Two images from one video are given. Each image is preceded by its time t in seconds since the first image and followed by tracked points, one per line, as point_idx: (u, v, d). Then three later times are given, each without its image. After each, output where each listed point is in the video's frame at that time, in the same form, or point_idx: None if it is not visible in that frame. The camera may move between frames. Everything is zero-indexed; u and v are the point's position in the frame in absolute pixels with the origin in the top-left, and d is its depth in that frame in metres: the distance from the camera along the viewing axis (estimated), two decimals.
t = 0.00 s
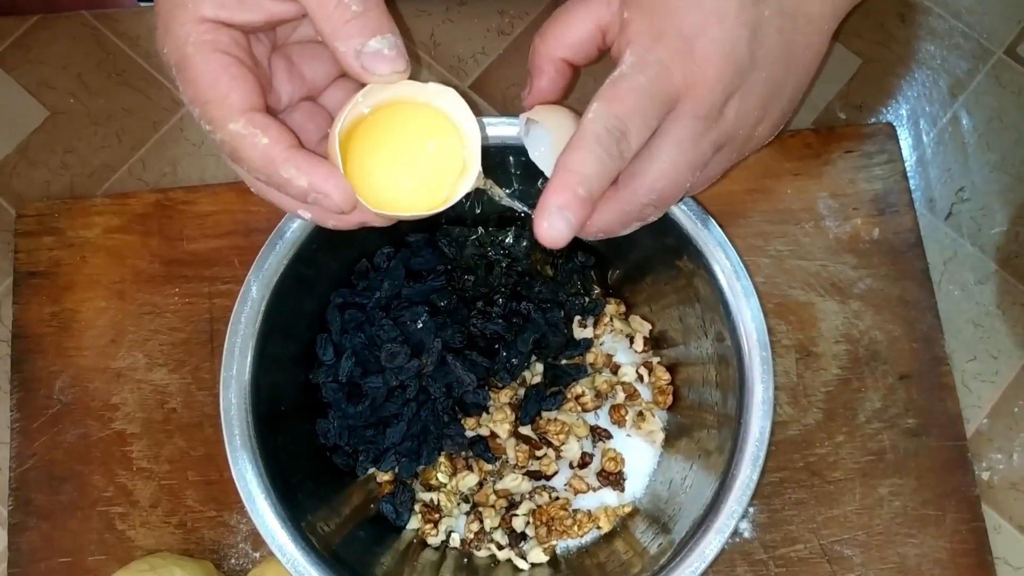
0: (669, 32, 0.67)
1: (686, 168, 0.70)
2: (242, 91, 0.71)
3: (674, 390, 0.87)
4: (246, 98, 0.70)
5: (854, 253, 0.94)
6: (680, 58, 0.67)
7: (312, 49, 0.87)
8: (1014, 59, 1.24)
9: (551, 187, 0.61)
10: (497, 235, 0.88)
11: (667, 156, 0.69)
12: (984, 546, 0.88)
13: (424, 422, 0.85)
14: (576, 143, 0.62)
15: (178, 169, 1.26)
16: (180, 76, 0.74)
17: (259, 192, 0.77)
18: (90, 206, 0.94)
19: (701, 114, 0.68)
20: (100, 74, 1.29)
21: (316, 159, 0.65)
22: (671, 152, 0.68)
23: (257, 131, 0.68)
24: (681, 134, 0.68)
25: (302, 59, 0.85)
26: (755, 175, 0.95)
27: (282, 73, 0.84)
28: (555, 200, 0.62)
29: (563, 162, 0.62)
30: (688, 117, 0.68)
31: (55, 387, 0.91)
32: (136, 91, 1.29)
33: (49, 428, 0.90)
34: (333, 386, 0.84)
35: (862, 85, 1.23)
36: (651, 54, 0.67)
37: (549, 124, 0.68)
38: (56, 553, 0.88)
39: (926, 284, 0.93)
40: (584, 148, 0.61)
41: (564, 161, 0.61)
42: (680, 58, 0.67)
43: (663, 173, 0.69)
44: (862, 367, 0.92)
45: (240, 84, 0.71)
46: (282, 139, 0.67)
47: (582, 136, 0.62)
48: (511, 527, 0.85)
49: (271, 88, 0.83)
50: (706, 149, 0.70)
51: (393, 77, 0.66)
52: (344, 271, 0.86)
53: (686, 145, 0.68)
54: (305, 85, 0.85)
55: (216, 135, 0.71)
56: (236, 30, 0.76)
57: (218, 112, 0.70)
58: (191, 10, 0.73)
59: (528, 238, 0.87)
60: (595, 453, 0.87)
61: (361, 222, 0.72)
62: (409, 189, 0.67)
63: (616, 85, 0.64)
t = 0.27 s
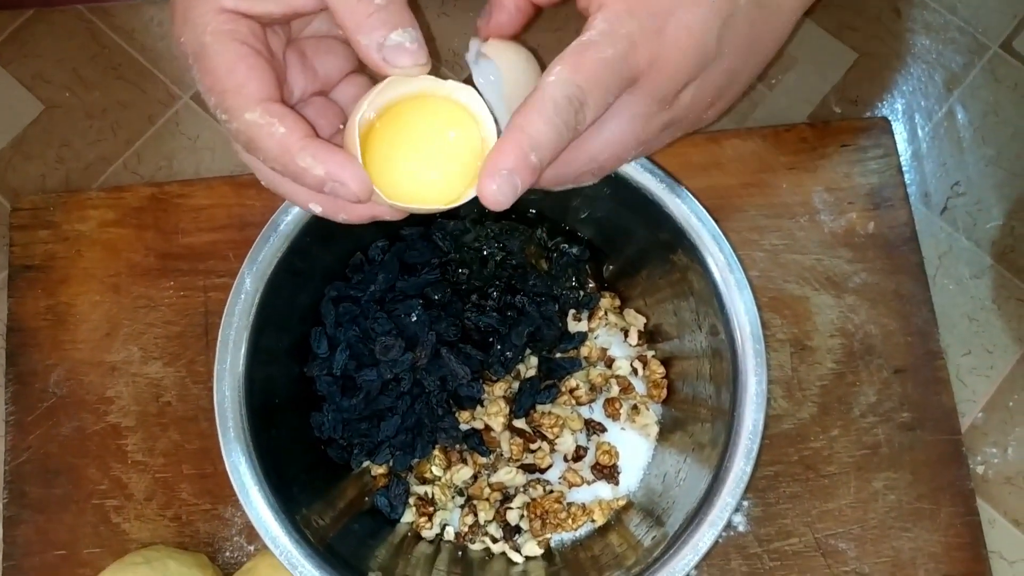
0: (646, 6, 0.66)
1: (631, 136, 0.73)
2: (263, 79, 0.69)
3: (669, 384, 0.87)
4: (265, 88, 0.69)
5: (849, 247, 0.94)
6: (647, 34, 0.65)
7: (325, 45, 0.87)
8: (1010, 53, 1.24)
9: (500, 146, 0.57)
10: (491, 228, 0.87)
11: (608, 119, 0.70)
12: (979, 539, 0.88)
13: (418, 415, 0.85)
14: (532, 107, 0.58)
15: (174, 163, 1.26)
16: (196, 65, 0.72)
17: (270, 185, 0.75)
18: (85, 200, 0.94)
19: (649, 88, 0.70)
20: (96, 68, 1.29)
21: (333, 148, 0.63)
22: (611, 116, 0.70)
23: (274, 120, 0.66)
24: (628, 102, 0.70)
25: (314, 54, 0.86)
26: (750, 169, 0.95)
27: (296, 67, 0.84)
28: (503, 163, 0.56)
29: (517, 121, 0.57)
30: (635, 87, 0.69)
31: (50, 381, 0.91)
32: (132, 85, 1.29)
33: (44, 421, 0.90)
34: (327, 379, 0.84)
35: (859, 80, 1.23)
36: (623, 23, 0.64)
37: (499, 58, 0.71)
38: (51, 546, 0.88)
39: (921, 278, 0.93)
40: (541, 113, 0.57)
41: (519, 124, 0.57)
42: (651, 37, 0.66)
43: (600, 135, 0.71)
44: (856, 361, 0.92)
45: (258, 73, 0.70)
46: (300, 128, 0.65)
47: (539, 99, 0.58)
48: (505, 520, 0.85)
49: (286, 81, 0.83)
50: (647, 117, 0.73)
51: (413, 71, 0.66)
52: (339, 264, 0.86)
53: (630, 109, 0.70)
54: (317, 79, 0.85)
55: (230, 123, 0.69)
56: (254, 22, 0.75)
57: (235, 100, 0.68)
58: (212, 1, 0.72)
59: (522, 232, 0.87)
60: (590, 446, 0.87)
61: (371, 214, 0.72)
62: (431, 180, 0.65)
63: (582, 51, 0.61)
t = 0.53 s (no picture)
0: (690, 41, 0.67)
1: (665, 164, 0.74)
2: (237, 88, 0.71)
3: (672, 380, 0.87)
4: (239, 94, 0.71)
5: (853, 244, 0.94)
6: (689, 74, 0.68)
7: (314, 45, 0.87)
8: (1013, 51, 1.24)
9: (545, 189, 0.66)
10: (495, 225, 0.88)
11: (647, 154, 0.72)
12: (981, 536, 0.88)
13: (421, 411, 0.85)
14: (577, 150, 0.65)
15: (176, 159, 1.26)
16: (177, 71, 0.74)
17: (254, 185, 0.76)
18: (88, 196, 0.94)
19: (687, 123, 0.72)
20: (98, 63, 1.29)
21: (310, 154, 0.65)
22: (652, 150, 0.72)
23: (250, 126, 0.69)
24: (666, 136, 0.72)
25: (303, 55, 0.86)
26: (753, 166, 0.95)
27: (283, 69, 0.84)
28: (549, 206, 0.66)
29: (560, 164, 0.65)
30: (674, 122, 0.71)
31: (54, 377, 0.91)
32: (134, 81, 1.28)
33: (47, 418, 0.90)
34: (331, 375, 0.84)
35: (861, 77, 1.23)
36: (667, 58, 0.67)
37: (532, 69, 0.69)
38: (55, 542, 0.88)
39: (924, 275, 0.93)
40: (584, 156, 0.65)
41: (562, 167, 0.65)
42: (693, 75, 0.68)
43: (637, 169, 0.72)
44: (860, 358, 0.92)
45: (234, 79, 0.71)
46: (275, 135, 0.68)
47: (582, 142, 0.65)
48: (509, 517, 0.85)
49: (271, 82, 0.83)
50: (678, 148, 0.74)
51: (390, 76, 0.67)
52: (342, 260, 0.86)
53: (665, 143, 0.72)
54: (306, 82, 0.85)
55: (208, 129, 0.71)
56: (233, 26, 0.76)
57: (211, 107, 0.70)
58: (189, 6, 0.73)
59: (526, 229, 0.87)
60: (593, 443, 0.88)
61: (355, 219, 0.73)
62: (383, 192, 0.67)
63: (626, 91, 0.66)
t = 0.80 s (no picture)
0: (666, 22, 0.68)
1: (624, 135, 0.74)
2: (271, 83, 0.70)
3: (676, 376, 0.87)
4: (274, 92, 0.69)
5: (856, 240, 0.94)
6: (660, 53, 0.68)
7: (337, 45, 0.87)
8: (1017, 46, 1.23)
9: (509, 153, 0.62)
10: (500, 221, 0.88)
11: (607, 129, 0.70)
12: (984, 532, 0.88)
13: (425, 406, 0.85)
14: (544, 117, 0.62)
15: (178, 154, 1.26)
16: (208, 67, 0.73)
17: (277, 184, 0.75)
18: (91, 190, 0.94)
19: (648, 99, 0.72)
20: (100, 58, 1.29)
21: (344, 152, 0.64)
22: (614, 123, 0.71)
23: (283, 124, 0.67)
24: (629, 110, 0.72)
25: (330, 55, 0.86)
26: (757, 162, 0.95)
27: (311, 67, 0.84)
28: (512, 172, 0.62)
29: (525, 129, 0.62)
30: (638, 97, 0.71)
31: (57, 372, 0.91)
32: (137, 76, 1.28)
33: (50, 413, 0.90)
34: (335, 370, 0.84)
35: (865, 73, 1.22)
36: (643, 34, 0.66)
37: (502, 24, 0.67)
38: (58, 537, 0.88)
39: (928, 271, 0.93)
40: (552, 122, 0.62)
41: (530, 132, 0.62)
42: (665, 54, 0.69)
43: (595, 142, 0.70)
44: (863, 354, 0.92)
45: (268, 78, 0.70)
46: (309, 132, 0.66)
47: (551, 109, 0.62)
48: (512, 512, 0.86)
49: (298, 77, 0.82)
50: (636, 122, 0.75)
51: (423, 74, 0.66)
52: (347, 255, 0.86)
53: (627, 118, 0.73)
54: (332, 80, 0.85)
55: (239, 126, 0.69)
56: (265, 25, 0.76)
57: (244, 104, 0.69)
58: (223, 4, 0.74)
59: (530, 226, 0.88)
60: (597, 438, 0.88)
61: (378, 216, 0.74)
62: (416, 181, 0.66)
63: (599, 63, 0.64)
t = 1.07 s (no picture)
0: (672, 25, 0.64)
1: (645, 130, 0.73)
2: (255, 77, 0.70)
3: (673, 371, 0.87)
4: (257, 85, 0.70)
5: (854, 235, 0.93)
6: (667, 57, 0.65)
7: (329, 41, 0.86)
8: (1016, 42, 1.23)
9: (528, 172, 0.64)
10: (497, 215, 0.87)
11: (625, 134, 0.69)
12: (982, 528, 0.88)
13: (421, 402, 0.85)
14: (558, 133, 0.62)
15: (175, 149, 1.26)
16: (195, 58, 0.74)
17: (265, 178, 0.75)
18: (86, 185, 0.94)
19: (662, 103, 0.70)
20: (97, 53, 1.28)
21: (328, 146, 0.65)
22: (629, 131, 0.69)
23: (266, 115, 0.68)
24: (643, 117, 0.69)
25: (321, 51, 0.85)
26: (755, 157, 0.94)
27: (300, 64, 0.83)
28: (533, 188, 0.64)
29: (541, 147, 0.63)
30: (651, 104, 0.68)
31: (51, 367, 0.91)
32: (133, 71, 1.28)
33: (45, 408, 0.90)
34: (330, 365, 0.84)
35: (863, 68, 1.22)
36: (650, 41, 0.63)
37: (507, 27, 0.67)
38: (53, 533, 0.88)
39: (926, 266, 0.93)
40: (566, 138, 0.63)
41: (545, 152, 0.63)
42: (671, 57, 0.65)
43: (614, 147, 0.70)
44: (861, 350, 0.91)
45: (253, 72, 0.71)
46: (293, 124, 0.67)
47: (565, 126, 0.62)
48: (508, 508, 0.85)
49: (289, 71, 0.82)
50: (650, 124, 0.72)
51: (415, 70, 0.68)
52: (343, 251, 0.86)
53: (642, 124, 0.70)
54: (321, 77, 0.84)
55: (223, 118, 0.71)
56: (256, 17, 0.75)
57: (228, 96, 0.70)
58: None
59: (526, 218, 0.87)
60: (593, 434, 0.87)
61: (365, 214, 0.73)
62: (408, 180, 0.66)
63: (609, 74, 0.62)
